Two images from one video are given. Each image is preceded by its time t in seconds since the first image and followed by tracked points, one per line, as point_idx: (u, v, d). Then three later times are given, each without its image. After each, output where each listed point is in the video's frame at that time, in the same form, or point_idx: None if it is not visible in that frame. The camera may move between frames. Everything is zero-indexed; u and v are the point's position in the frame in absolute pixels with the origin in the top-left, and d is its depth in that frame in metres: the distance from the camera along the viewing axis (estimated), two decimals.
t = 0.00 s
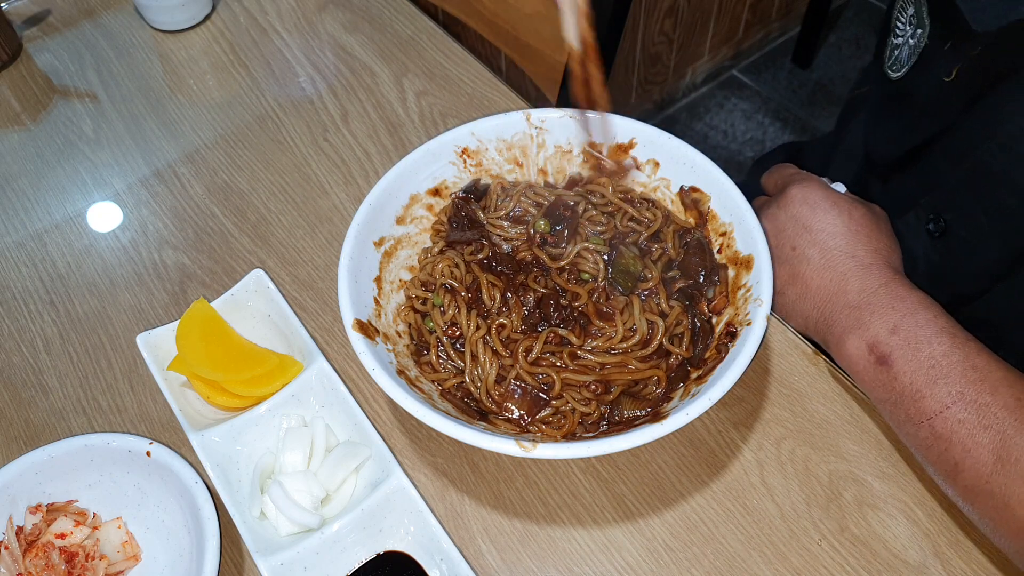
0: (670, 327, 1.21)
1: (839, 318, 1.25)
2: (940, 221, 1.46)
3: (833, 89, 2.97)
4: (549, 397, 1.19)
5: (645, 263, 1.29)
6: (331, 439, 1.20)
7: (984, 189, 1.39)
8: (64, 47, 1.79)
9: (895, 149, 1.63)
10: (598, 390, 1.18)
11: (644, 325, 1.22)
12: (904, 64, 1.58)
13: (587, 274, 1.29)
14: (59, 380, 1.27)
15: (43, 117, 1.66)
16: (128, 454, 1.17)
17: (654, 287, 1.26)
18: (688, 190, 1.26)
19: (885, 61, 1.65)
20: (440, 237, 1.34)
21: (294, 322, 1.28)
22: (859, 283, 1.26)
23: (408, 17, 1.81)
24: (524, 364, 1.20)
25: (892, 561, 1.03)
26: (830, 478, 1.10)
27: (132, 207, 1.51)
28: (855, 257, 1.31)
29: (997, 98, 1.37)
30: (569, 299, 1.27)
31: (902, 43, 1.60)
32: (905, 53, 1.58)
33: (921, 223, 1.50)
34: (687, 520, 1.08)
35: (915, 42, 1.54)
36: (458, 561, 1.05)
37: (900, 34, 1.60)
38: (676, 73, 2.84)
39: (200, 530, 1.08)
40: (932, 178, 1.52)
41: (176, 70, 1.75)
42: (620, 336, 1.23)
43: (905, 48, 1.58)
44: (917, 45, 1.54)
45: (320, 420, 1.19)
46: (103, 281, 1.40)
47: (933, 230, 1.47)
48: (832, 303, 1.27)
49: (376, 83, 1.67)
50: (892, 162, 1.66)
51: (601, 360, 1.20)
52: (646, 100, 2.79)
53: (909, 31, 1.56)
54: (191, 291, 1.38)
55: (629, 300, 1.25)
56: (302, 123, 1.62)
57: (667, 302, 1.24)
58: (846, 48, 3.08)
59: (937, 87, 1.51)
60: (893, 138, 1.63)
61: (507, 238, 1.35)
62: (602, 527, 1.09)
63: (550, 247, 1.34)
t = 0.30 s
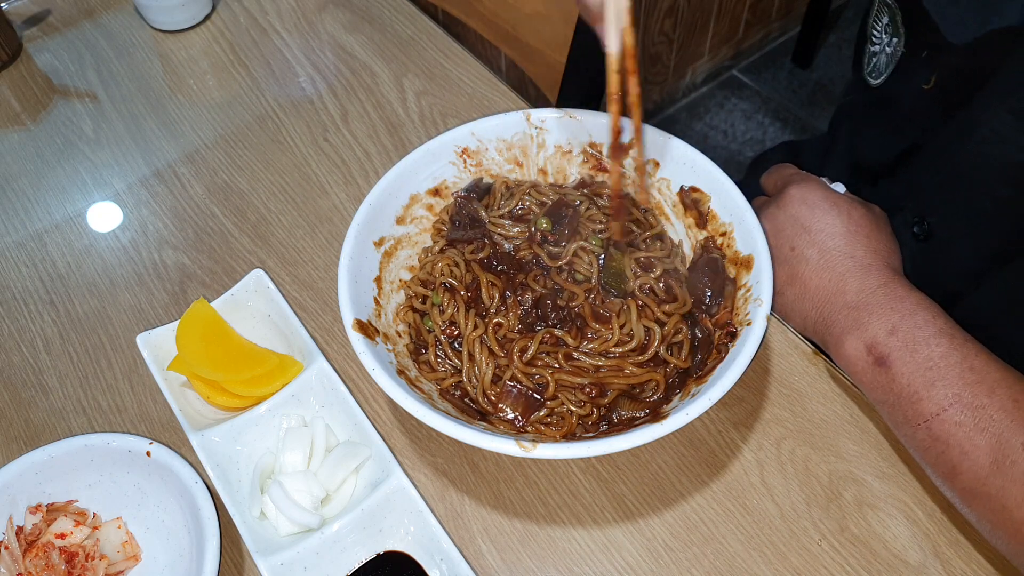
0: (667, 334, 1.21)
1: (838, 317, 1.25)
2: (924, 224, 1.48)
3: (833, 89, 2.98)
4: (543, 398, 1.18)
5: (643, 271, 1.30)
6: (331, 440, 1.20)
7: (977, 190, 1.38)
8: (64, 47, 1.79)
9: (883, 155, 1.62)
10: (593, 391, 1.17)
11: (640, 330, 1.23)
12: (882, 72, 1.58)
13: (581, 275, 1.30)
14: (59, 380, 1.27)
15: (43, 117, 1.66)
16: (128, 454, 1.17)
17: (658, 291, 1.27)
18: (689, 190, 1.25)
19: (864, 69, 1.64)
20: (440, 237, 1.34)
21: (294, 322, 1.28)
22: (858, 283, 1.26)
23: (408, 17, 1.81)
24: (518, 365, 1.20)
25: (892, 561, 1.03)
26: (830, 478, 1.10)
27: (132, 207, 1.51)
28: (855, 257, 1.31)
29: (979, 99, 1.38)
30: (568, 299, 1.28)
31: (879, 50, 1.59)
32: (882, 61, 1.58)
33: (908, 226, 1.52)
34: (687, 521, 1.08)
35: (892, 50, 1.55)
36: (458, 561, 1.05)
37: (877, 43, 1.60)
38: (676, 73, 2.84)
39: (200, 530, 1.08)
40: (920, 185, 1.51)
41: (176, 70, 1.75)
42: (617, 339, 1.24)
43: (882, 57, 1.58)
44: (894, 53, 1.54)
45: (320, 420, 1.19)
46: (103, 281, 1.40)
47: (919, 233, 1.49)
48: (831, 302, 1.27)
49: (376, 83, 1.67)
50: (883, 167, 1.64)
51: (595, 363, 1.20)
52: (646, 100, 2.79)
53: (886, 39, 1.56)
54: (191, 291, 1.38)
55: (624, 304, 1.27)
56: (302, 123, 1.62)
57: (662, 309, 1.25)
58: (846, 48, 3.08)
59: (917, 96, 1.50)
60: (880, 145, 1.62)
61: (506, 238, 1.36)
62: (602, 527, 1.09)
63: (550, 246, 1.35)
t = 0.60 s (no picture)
0: (663, 329, 1.22)
1: (836, 318, 1.24)
2: (915, 226, 1.50)
3: (833, 89, 2.98)
4: (542, 398, 1.18)
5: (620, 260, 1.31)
6: (331, 440, 1.20)
7: (971, 190, 1.38)
8: (64, 47, 1.79)
9: (878, 159, 1.66)
10: (591, 390, 1.18)
11: (636, 329, 1.23)
12: (874, 79, 1.60)
13: (563, 270, 1.31)
14: (59, 380, 1.28)
15: (43, 117, 1.66)
16: (128, 454, 1.17)
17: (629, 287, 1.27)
18: (689, 190, 1.25)
19: (856, 77, 1.66)
20: (439, 237, 1.34)
21: (294, 322, 1.28)
22: (858, 284, 1.26)
23: (408, 17, 1.81)
24: (515, 366, 1.20)
25: (892, 561, 1.03)
26: (830, 478, 1.10)
27: (132, 207, 1.51)
28: (853, 259, 1.30)
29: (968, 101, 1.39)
30: (567, 299, 1.28)
31: (869, 59, 1.61)
32: (873, 68, 1.60)
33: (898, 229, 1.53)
34: (687, 521, 1.08)
35: (883, 58, 1.57)
36: (458, 561, 1.05)
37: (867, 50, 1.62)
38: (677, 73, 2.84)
39: (200, 530, 1.08)
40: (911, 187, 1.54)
41: (176, 70, 1.75)
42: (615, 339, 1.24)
43: (874, 64, 1.60)
44: (885, 60, 1.56)
45: (320, 420, 1.19)
46: (103, 281, 1.40)
47: (910, 234, 1.50)
48: (829, 303, 1.26)
49: (376, 83, 1.67)
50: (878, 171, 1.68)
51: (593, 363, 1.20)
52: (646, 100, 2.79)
53: (875, 47, 1.58)
54: (191, 291, 1.38)
55: (606, 296, 1.27)
56: (302, 123, 1.62)
57: (645, 306, 1.25)
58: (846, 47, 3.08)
59: (907, 101, 1.52)
60: (876, 148, 1.65)
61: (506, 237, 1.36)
62: (602, 527, 1.09)
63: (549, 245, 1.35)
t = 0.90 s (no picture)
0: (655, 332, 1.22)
1: (836, 318, 1.24)
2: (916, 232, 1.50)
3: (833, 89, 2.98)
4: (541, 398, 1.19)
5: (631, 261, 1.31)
6: (331, 440, 1.20)
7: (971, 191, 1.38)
8: (64, 47, 1.79)
9: (885, 169, 1.63)
10: (586, 391, 1.17)
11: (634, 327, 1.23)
12: (873, 91, 1.60)
13: (572, 271, 1.30)
14: (59, 380, 1.27)
15: (43, 117, 1.66)
16: (128, 454, 1.17)
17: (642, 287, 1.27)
18: (688, 190, 1.26)
19: (851, 86, 1.67)
20: (439, 237, 1.34)
21: (294, 322, 1.28)
22: (858, 284, 1.26)
23: (408, 16, 1.81)
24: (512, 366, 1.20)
25: (892, 561, 1.03)
26: (830, 478, 1.10)
27: (132, 207, 1.51)
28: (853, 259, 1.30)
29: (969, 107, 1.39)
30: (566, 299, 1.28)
31: (866, 69, 1.63)
32: (871, 80, 1.61)
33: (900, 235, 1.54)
34: (687, 521, 1.08)
35: (881, 70, 1.58)
36: (458, 561, 1.05)
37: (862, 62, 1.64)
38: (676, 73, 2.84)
39: (200, 530, 1.08)
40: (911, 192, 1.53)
41: (176, 70, 1.75)
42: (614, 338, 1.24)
43: (871, 76, 1.61)
44: (884, 72, 1.57)
45: (320, 421, 1.19)
46: (103, 281, 1.40)
47: (911, 241, 1.51)
48: (829, 303, 1.26)
49: (376, 83, 1.67)
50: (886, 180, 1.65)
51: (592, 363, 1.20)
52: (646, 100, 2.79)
53: (872, 59, 1.60)
54: (191, 291, 1.38)
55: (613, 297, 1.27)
56: (302, 123, 1.62)
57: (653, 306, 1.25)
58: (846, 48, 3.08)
59: (912, 112, 1.53)
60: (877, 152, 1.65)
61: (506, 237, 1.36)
62: (602, 527, 1.09)
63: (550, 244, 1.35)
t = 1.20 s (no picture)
0: (656, 334, 1.22)
1: (836, 318, 1.24)
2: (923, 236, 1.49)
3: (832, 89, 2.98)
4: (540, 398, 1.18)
5: (635, 263, 1.30)
6: (331, 440, 1.20)
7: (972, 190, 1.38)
8: (64, 47, 1.79)
9: (891, 173, 1.65)
10: (584, 389, 1.18)
11: (633, 325, 1.24)
12: (878, 94, 1.60)
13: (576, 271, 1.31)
14: (59, 380, 1.28)
15: (43, 117, 1.66)
16: (129, 454, 1.17)
17: (647, 288, 1.27)
18: (688, 190, 1.26)
19: (854, 88, 1.67)
20: (440, 237, 1.34)
21: (294, 322, 1.28)
22: (859, 284, 1.26)
23: (408, 17, 1.81)
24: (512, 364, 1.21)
25: (892, 561, 1.03)
26: (830, 478, 1.10)
27: (132, 207, 1.51)
28: (854, 259, 1.30)
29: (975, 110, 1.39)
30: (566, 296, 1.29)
31: (870, 72, 1.62)
32: (876, 83, 1.61)
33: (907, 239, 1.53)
34: (687, 520, 1.08)
35: (886, 73, 1.58)
36: (458, 561, 1.05)
37: (866, 64, 1.63)
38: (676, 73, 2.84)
39: (200, 531, 1.08)
40: (916, 197, 1.55)
41: (176, 70, 1.75)
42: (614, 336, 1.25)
43: (875, 78, 1.61)
44: (888, 76, 1.57)
45: (320, 420, 1.19)
46: (103, 281, 1.40)
47: (917, 245, 1.50)
48: (830, 303, 1.26)
49: (376, 83, 1.67)
50: (892, 183, 1.68)
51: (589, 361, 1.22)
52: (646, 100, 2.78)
53: (876, 62, 1.60)
54: (191, 291, 1.38)
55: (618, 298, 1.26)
56: (302, 123, 1.62)
57: (655, 307, 1.25)
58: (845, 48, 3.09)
59: (921, 117, 1.53)
60: (879, 154, 1.65)
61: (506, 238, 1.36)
62: (602, 526, 1.09)
63: (550, 243, 1.35)
